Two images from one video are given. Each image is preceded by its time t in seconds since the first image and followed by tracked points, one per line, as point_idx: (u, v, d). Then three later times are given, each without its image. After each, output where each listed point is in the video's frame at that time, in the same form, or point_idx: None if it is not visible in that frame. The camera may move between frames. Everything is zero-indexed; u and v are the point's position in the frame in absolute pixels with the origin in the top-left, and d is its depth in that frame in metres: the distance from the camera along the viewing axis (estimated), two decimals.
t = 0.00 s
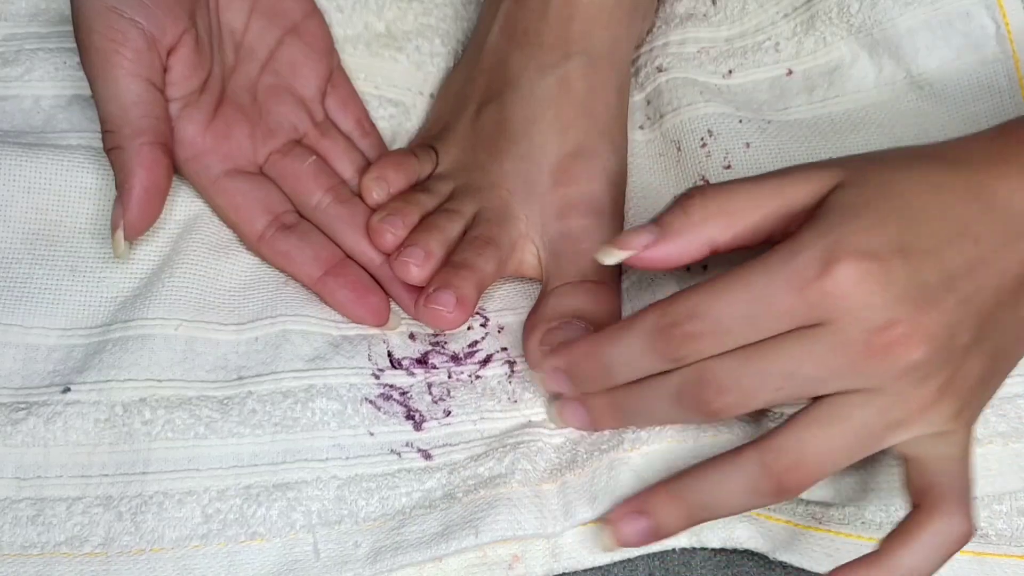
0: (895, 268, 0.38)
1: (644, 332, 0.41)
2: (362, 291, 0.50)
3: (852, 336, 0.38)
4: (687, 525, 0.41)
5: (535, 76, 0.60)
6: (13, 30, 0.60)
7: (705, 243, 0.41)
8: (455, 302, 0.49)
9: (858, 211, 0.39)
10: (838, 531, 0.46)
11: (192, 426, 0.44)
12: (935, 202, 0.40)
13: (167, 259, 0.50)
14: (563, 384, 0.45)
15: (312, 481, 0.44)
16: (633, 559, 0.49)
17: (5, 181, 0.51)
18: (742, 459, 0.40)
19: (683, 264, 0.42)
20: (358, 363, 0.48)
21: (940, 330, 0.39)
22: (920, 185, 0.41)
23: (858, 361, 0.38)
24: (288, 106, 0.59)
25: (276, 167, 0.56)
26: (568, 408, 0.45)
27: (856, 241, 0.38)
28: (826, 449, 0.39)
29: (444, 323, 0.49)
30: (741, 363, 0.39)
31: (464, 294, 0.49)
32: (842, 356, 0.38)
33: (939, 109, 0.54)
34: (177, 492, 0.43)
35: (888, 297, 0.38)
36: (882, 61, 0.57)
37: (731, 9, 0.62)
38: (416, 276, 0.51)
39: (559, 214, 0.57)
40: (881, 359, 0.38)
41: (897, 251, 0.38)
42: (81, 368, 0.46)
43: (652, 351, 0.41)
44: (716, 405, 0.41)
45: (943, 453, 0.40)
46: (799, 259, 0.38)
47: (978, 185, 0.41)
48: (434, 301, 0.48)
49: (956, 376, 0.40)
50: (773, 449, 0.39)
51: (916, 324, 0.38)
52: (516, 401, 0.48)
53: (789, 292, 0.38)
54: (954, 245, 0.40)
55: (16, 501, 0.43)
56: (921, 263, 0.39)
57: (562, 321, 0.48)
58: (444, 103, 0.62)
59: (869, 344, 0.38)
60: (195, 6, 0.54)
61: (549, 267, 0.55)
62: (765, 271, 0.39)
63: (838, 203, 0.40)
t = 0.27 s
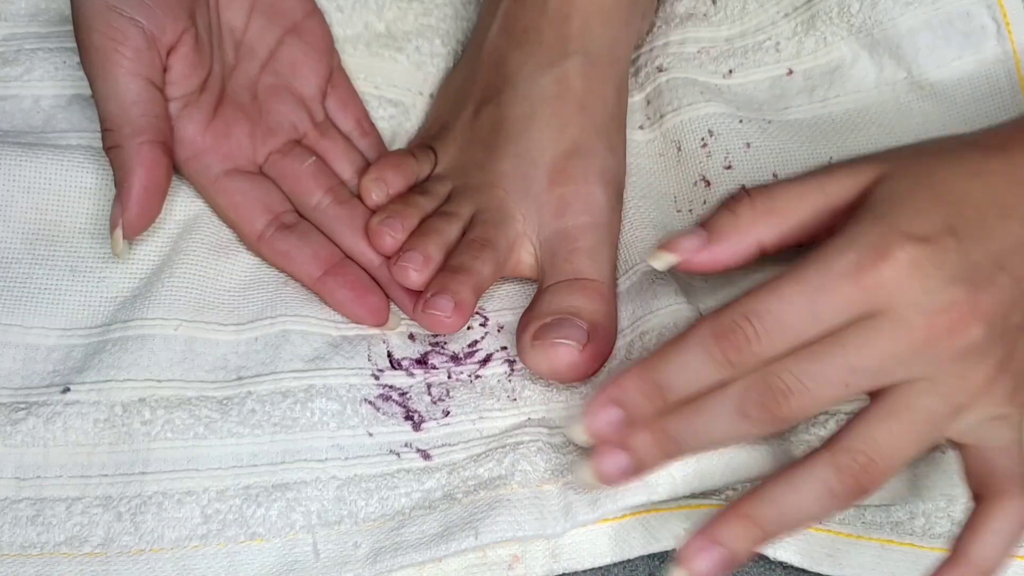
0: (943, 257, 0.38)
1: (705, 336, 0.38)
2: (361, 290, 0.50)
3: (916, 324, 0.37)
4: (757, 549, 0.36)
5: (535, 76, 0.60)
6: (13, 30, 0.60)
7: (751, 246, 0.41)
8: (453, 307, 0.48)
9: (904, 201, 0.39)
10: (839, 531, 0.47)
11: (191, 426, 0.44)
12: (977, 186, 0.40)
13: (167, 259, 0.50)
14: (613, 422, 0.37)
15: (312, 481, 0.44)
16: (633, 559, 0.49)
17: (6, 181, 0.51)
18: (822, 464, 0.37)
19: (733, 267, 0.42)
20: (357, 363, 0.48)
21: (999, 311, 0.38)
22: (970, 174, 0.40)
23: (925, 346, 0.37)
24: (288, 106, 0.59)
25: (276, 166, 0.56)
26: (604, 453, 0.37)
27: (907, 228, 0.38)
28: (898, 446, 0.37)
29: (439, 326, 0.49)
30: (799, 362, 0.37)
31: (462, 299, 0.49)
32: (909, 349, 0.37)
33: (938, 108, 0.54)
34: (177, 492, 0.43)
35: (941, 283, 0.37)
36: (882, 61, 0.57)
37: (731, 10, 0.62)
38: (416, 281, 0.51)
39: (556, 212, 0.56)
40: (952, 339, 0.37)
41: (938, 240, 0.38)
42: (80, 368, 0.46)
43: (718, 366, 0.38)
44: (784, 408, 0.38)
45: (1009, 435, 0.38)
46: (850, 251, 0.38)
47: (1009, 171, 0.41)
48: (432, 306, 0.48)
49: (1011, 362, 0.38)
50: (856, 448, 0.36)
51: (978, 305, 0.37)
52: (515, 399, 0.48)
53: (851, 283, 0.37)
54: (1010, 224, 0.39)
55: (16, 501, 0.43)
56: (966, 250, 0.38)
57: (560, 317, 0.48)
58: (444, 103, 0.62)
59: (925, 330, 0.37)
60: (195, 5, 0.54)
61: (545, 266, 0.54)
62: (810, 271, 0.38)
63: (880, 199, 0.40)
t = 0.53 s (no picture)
0: (906, 260, 0.41)
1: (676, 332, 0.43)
2: (361, 290, 0.50)
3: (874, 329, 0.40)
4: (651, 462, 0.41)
5: (535, 76, 0.60)
6: (13, 30, 0.60)
7: (728, 251, 0.44)
8: (453, 308, 0.49)
9: (876, 213, 0.42)
10: (838, 531, 0.47)
11: (192, 426, 0.44)
12: (944, 197, 0.42)
13: (167, 259, 0.50)
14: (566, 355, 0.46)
15: (312, 481, 0.44)
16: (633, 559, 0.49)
17: (5, 181, 0.51)
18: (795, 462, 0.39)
19: (710, 270, 0.45)
20: (357, 363, 0.48)
21: (954, 315, 0.40)
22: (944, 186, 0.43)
23: (884, 348, 0.39)
24: (289, 106, 0.59)
25: (276, 166, 0.56)
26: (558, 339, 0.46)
27: (880, 237, 0.41)
28: (869, 443, 0.39)
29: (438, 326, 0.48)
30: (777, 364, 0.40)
31: (462, 300, 0.49)
32: (851, 356, 0.39)
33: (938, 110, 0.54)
34: (178, 491, 0.43)
35: (909, 292, 0.40)
36: (882, 62, 0.57)
37: (730, 10, 0.62)
38: (415, 282, 0.51)
39: (554, 212, 0.56)
40: (903, 336, 0.40)
41: (915, 245, 0.41)
42: (81, 367, 0.46)
43: (688, 368, 0.42)
44: (754, 406, 0.40)
45: (967, 440, 0.39)
46: (824, 258, 0.41)
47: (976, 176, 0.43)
48: (432, 307, 0.48)
49: (980, 369, 0.40)
50: (823, 450, 0.39)
51: (916, 311, 0.40)
52: (515, 397, 0.48)
53: (808, 292, 0.41)
54: (967, 230, 0.42)
55: (17, 501, 0.43)
56: (933, 257, 0.41)
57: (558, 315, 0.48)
58: (443, 103, 0.62)
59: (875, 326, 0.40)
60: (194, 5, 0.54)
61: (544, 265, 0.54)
62: (778, 283, 0.42)
63: (853, 213, 0.43)
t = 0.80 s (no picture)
0: (836, 252, 0.39)
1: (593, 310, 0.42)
2: (361, 290, 0.50)
3: (794, 317, 0.38)
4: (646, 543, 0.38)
5: (535, 75, 0.60)
6: (12, 29, 0.60)
7: (664, 226, 0.43)
8: (453, 310, 0.49)
9: (811, 198, 0.40)
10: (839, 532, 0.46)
11: (191, 426, 0.44)
12: (891, 184, 0.41)
13: (167, 259, 0.50)
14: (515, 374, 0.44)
15: (312, 481, 0.44)
16: (634, 559, 0.50)
17: (5, 181, 0.51)
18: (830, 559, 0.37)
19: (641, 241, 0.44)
20: (358, 363, 0.48)
21: (879, 310, 0.39)
22: (890, 173, 0.41)
23: (801, 339, 0.38)
24: (289, 105, 0.59)
25: (276, 166, 0.56)
26: (506, 442, 0.41)
27: (800, 224, 0.39)
28: (785, 438, 0.38)
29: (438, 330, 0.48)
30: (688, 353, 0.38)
31: (462, 302, 0.49)
32: (788, 335, 0.38)
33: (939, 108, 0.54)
34: (177, 491, 0.43)
35: (823, 279, 0.38)
36: (882, 61, 0.57)
37: (731, 9, 0.62)
38: (415, 283, 0.51)
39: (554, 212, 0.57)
40: (822, 327, 0.38)
41: (844, 236, 0.39)
42: (81, 367, 0.46)
43: (602, 344, 0.41)
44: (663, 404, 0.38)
45: (883, 425, 0.38)
46: (743, 241, 0.39)
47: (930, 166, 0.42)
48: (432, 309, 0.48)
49: (897, 364, 0.39)
50: (734, 445, 0.37)
51: (846, 300, 0.38)
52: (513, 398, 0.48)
53: (727, 269, 0.39)
54: (910, 224, 0.40)
55: (16, 501, 0.43)
56: (864, 245, 0.39)
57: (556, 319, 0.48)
58: (444, 103, 0.62)
59: (811, 318, 0.38)
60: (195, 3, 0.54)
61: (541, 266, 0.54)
62: (706, 254, 0.40)
63: (792, 192, 0.41)
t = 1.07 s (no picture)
0: (850, 233, 0.41)
1: (633, 347, 0.42)
2: (361, 290, 0.50)
3: (805, 291, 0.40)
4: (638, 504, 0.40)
5: (535, 75, 0.60)
6: (13, 30, 0.60)
7: (683, 197, 0.46)
8: (454, 312, 0.48)
9: (831, 186, 0.43)
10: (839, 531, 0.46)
11: (191, 426, 0.44)
12: (911, 185, 0.43)
13: (167, 259, 0.50)
14: (520, 339, 0.46)
15: (312, 481, 0.44)
16: (633, 559, 0.50)
17: (5, 181, 0.51)
18: (806, 547, 0.38)
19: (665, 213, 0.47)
20: (358, 363, 0.48)
21: (892, 295, 0.40)
22: (911, 176, 0.43)
23: (809, 309, 0.40)
24: (290, 105, 0.59)
25: (277, 165, 0.56)
26: (500, 405, 0.43)
27: (813, 206, 0.42)
28: (794, 412, 0.40)
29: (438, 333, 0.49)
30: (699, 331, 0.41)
31: (463, 304, 0.49)
32: (796, 309, 0.40)
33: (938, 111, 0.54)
34: (177, 492, 0.43)
35: (834, 258, 0.41)
36: (882, 61, 0.57)
37: (731, 9, 0.62)
38: (416, 285, 0.51)
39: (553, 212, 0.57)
40: (836, 305, 0.40)
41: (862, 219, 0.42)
42: (81, 367, 0.46)
43: (631, 369, 0.42)
44: (672, 365, 0.41)
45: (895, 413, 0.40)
46: (756, 220, 0.42)
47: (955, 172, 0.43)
48: (432, 311, 0.48)
49: (908, 355, 0.40)
50: (740, 404, 0.40)
51: (858, 279, 0.40)
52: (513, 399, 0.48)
53: (740, 239, 0.42)
54: (927, 220, 0.42)
55: (16, 501, 0.43)
56: (883, 232, 0.41)
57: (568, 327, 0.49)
58: (444, 103, 0.62)
59: (822, 285, 0.40)
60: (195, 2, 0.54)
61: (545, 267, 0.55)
62: (718, 231, 0.43)
63: (816, 180, 0.44)
